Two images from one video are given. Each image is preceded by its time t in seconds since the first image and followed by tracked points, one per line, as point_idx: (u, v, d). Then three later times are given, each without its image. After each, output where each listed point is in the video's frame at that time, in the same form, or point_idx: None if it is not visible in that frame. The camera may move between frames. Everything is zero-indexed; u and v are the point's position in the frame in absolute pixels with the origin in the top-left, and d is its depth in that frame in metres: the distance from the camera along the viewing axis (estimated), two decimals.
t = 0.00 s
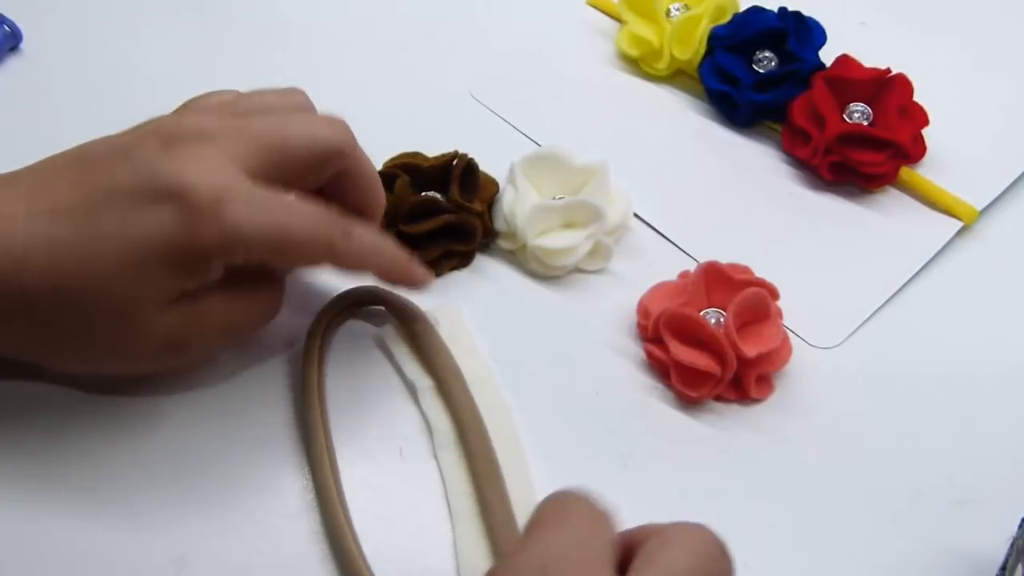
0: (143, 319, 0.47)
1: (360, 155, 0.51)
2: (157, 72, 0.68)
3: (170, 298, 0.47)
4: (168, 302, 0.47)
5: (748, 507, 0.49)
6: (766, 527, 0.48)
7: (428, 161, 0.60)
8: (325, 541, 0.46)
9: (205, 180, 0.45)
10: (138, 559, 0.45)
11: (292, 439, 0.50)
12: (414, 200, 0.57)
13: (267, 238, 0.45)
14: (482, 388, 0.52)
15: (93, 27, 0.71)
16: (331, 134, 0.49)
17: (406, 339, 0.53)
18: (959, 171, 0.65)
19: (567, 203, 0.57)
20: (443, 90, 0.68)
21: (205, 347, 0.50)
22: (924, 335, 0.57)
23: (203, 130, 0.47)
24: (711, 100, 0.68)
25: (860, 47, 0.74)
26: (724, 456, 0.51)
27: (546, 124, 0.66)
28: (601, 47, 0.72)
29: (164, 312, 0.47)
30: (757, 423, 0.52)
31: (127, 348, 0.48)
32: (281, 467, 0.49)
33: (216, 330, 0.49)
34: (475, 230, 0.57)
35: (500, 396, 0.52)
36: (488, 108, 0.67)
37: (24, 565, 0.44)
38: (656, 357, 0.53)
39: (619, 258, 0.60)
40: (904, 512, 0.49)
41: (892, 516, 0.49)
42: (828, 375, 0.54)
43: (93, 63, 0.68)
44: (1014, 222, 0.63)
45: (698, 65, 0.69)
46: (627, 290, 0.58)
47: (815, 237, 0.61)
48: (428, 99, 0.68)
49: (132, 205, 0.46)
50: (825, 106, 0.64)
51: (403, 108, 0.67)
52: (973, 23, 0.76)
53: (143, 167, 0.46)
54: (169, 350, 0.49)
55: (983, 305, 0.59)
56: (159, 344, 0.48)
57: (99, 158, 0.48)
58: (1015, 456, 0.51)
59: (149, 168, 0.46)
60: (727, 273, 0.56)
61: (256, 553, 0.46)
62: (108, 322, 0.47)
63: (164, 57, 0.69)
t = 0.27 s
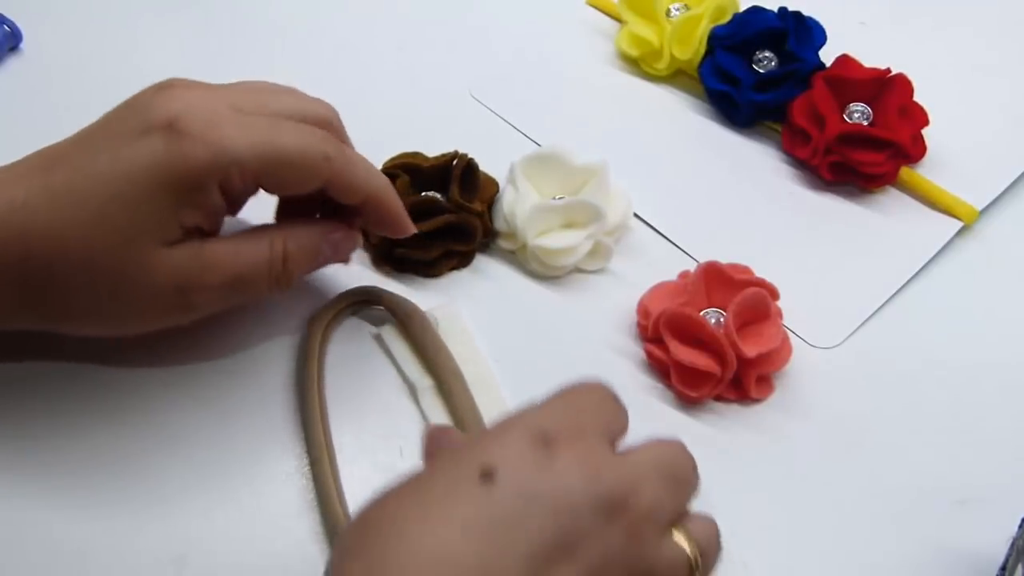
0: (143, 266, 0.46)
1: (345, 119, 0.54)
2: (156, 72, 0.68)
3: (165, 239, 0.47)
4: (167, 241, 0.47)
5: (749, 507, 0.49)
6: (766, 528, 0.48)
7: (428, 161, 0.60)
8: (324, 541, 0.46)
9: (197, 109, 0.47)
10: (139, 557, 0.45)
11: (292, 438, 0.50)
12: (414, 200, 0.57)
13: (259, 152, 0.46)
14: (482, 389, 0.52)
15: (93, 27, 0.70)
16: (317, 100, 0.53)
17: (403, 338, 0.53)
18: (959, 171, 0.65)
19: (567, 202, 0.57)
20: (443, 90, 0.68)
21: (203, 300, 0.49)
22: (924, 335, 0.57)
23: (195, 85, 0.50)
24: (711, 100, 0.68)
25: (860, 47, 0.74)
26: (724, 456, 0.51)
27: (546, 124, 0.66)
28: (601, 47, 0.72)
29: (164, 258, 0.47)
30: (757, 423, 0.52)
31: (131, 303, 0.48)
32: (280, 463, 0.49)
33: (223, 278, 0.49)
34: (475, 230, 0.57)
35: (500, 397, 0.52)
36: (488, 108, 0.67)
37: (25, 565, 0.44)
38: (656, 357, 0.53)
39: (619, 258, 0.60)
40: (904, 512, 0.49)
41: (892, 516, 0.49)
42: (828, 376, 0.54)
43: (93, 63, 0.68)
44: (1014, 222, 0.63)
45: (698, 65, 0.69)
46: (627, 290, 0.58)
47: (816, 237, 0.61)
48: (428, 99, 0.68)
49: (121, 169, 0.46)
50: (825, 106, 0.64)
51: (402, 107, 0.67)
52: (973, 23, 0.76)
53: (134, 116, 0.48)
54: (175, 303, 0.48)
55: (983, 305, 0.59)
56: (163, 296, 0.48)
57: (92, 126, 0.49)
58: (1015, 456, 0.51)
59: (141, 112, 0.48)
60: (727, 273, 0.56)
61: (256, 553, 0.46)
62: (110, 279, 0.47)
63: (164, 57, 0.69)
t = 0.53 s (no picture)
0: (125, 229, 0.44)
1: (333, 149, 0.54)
2: (156, 72, 0.68)
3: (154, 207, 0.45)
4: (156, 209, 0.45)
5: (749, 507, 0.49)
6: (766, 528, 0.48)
7: (428, 161, 0.60)
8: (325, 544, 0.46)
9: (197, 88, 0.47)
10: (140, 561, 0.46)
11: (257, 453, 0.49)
12: (414, 200, 0.57)
13: (259, 130, 0.47)
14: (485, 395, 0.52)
15: (93, 27, 0.71)
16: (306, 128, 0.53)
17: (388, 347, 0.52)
18: (959, 171, 0.65)
19: (567, 202, 0.57)
20: (443, 90, 0.68)
21: (184, 284, 0.45)
22: (924, 335, 0.57)
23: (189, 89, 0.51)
24: (711, 100, 0.68)
25: (860, 47, 0.74)
26: (724, 456, 0.51)
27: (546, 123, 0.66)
28: (601, 47, 0.72)
29: (152, 223, 0.44)
30: (757, 423, 0.52)
31: (109, 278, 0.44)
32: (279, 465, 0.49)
33: (204, 263, 0.44)
34: (475, 230, 0.57)
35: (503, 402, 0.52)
36: (488, 108, 0.67)
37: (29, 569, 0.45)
38: (656, 356, 0.53)
39: (619, 258, 0.60)
40: (904, 512, 0.49)
41: (892, 516, 0.49)
42: (828, 376, 0.54)
43: (93, 63, 0.68)
44: (1014, 222, 0.63)
45: (698, 65, 0.69)
46: (627, 290, 0.58)
47: (816, 237, 0.61)
48: (428, 99, 0.68)
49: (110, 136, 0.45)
50: (825, 106, 0.64)
51: (402, 107, 0.67)
52: (973, 23, 0.76)
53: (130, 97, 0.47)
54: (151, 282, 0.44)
55: (983, 305, 0.59)
56: (148, 274, 0.44)
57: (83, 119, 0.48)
58: (1015, 456, 0.51)
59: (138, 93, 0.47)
60: (727, 273, 0.56)
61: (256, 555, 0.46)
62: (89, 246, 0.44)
63: (164, 57, 0.69)
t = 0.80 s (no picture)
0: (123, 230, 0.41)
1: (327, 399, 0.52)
2: (156, 72, 0.68)
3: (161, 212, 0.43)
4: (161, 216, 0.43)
5: (749, 507, 0.49)
6: (766, 528, 0.48)
7: (428, 161, 0.60)
8: None
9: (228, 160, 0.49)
10: None
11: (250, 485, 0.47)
12: (414, 200, 0.57)
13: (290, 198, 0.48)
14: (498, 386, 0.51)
15: (93, 27, 0.70)
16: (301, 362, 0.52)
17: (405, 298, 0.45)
18: (959, 171, 0.65)
19: (567, 202, 0.58)
20: (443, 90, 0.68)
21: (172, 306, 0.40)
22: (924, 335, 0.57)
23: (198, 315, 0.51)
24: (711, 100, 0.68)
25: (860, 47, 0.74)
26: (724, 456, 0.51)
27: (546, 123, 0.66)
28: (601, 47, 0.72)
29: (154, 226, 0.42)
30: (757, 423, 0.52)
31: (94, 272, 0.40)
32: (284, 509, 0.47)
33: (198, 293, 0.40)
34: (475, 230, 0.57)
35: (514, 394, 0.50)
36: (488, 108, 0.67)
37: None
38: (656, 357, 0.53)
39: (619, 258, 0.60)
40: (904, 512, 0.49)
41: (892, 516, 0.49)
42: (828, 376, 0.54)
43: (92, 63, 0.68)
44: (1014, 222, 0.63)
45: (698, 65, 0.69)
46: (627, 290, 0.58)
47: (816, 237, 0.61)
48: (428, 99, 0.68)
49: (124, 159, 0.44)
50: (825, 106, 0.64)
51: (403, 107, 0.67)
52: (973, 23, 0.76)
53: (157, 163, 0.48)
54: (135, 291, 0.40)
55: (983, 305, 0.59)
56: (137, 274, 0.40)
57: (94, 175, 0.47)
58: (1015, 456, 0.51)
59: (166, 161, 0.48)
60: (727, 272, 0.56)
61: None
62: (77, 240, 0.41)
63: (164, 57, 0.69)
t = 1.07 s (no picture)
0: (144, 186, 0.44)
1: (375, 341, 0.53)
2: (156, 72, 0.68)
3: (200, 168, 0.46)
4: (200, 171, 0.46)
5: (749, 507, 0.49)
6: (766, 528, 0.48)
7: (428, 161, 0.59)
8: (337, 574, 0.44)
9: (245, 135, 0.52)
10: None
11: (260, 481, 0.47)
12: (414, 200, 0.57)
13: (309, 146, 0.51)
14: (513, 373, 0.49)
15: (93, 27, 0.70)
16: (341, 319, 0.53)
17: (440, 286, 0.41)
18: (959, 171, 0.65)
19: (567, 202, 0.58)
20: (443, 90, 0.68)
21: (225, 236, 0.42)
22: (924, 335, 0.57)
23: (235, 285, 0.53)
24: (711, 100, 0.68)
25: (860, 47, 0.74)
26: (724, 456, 0.51)
27: (546, 123, 0.66)
28: (601, 47, 0.72)
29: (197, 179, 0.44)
30: (757, 423, 0.52)
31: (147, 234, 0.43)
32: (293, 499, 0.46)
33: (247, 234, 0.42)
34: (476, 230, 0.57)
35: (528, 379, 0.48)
36: (488, 108, 0.67)
37: None
38: (656, 356, 0.53)
39: (619, 258, 0.60)
40: (904, 512, 0.49)
41: (892, 517, 0.49)
42: (828, 376, 0.54)
43: (92, 63, 0.68)
44: (1014, 222, 0.63)
45: (698, 65, 0.69)
46: (627, 290, 0.58)
47: (816, 237, 0.61)
48: (428, 99, 0.68)
49: (162, 141, 0.47)
50: (825, 106, 0.64)
51: (402, 107, 0.67)
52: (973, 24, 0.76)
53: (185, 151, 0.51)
54: (173, 235, 0.43)
55: (983, 305, 0.59)
56: (190, 218, 0.43)
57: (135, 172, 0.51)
58: (1015, 457, 0.51)
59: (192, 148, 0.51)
60: (727, 272, 0.56)
61: None
62: (98, 200, 0.43)
63: (163, 57, 0.69)
